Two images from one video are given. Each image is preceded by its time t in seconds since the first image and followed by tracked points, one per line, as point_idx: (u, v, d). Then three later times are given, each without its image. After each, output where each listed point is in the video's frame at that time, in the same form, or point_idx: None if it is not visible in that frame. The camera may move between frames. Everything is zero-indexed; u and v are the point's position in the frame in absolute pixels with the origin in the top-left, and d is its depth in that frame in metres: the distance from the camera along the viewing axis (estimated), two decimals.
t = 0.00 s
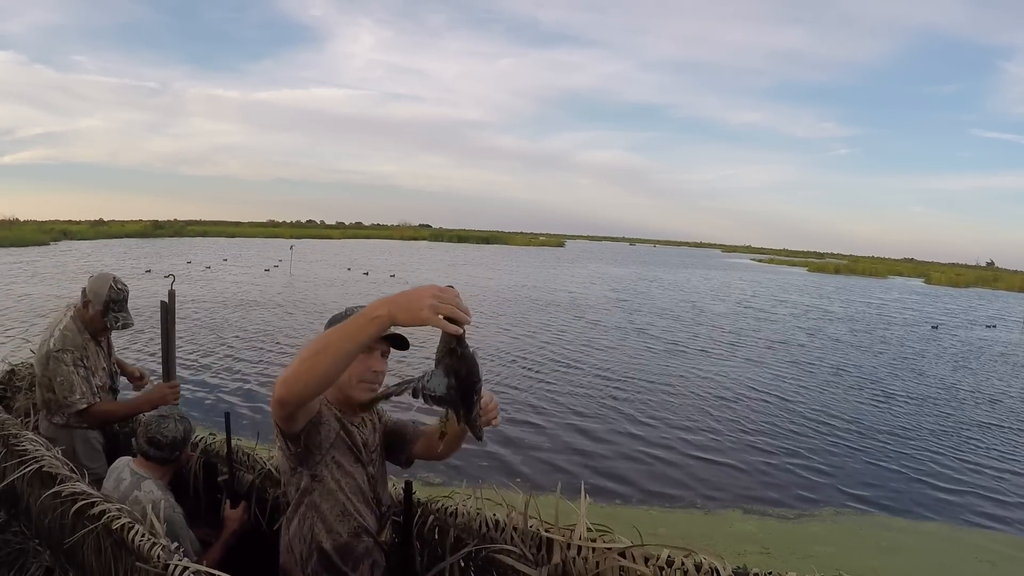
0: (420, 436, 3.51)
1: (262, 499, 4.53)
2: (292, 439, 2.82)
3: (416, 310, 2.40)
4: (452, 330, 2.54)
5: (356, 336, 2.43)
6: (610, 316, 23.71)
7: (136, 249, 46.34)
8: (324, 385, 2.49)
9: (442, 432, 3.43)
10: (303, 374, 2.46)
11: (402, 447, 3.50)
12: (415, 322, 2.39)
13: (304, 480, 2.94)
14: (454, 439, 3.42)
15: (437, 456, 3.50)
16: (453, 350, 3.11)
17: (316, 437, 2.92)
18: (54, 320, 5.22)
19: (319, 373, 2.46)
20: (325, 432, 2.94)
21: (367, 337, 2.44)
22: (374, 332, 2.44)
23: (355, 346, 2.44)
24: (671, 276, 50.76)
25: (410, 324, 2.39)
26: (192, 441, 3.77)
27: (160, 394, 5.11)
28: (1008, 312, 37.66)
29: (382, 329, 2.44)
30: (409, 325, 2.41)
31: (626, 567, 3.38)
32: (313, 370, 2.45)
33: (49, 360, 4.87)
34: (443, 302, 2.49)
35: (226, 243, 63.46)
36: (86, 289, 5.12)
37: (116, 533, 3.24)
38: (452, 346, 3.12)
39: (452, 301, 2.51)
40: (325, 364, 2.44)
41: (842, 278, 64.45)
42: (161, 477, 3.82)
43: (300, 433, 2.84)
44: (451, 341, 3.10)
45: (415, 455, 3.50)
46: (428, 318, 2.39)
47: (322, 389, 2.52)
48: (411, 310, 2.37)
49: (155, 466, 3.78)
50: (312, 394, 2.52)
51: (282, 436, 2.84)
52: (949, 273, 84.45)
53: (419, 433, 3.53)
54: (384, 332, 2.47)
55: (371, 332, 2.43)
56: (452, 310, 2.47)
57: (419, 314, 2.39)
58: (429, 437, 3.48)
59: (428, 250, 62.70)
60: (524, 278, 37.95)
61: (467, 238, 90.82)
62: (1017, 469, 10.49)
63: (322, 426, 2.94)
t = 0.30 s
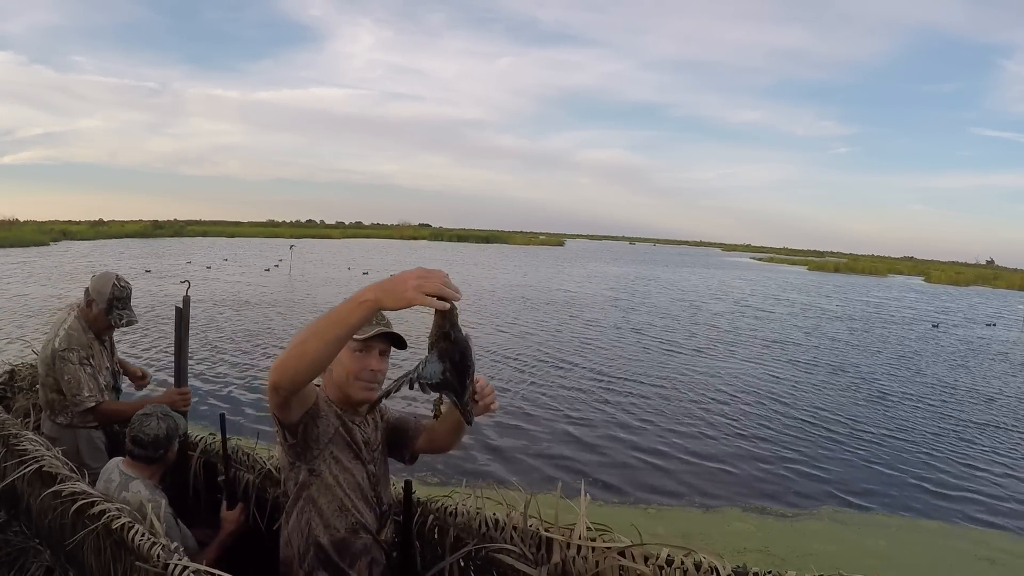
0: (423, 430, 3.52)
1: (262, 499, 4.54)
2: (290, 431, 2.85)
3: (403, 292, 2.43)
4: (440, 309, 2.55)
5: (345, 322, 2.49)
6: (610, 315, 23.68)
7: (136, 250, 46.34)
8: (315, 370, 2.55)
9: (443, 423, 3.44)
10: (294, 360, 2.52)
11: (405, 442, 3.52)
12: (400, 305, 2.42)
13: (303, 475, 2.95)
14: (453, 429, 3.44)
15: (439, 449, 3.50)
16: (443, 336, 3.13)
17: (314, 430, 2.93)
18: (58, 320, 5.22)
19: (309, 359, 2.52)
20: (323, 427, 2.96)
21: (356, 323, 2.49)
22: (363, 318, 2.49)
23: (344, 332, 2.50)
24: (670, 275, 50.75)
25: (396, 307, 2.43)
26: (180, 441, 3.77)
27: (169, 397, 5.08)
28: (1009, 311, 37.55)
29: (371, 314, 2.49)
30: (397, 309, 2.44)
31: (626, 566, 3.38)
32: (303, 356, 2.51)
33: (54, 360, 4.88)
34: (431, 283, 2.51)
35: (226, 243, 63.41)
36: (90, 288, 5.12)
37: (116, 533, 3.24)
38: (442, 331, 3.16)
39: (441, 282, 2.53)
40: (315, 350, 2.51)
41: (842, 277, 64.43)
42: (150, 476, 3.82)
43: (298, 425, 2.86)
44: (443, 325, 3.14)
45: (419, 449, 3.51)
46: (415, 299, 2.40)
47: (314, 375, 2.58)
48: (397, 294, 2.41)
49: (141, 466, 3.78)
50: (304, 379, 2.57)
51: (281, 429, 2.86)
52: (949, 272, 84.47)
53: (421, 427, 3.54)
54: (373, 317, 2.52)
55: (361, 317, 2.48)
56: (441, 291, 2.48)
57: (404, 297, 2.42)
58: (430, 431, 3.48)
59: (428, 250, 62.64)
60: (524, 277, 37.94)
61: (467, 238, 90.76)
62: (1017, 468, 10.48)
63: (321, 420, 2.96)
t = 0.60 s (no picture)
0: (422, 426, 3.54)
1: (261, 500, 4.54)
2: (291, 426, 2.87)
3: (388, 267, 2.49)
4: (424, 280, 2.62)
5: (336, 302, 2.54)
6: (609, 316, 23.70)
7: (136, 252, 46.38)
8: (315, 354, 2.58)
9: (440, 414, 3.45)
10: (293, 346, 2.55)
11: (406, 439, 3.54)
12: (390, 278, 2.48)
13: (302, 471, 2.97)
14: (450, 418, 3.43)
15: (439, 442, 3.51)
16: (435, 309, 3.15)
17: (314, 426, 2.95)
18: (61, 323, 5.22)
19: (306, 343, 2.54)
20: (323, 423, 2.98)
21: (348, 303, 2.54)
22: (353, 297, 2.53)
23: (338, 313, 2.54)
24: (670, 275, 50.75)
25: (386, 281, 2.48)
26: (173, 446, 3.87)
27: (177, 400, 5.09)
28: (1007, 310, 37.63)
29: (360, 295, 2.54)
30: (385, 285, 2.49)
31: (625, 566, 3.39)
32: (301, 340, 2.54)
33: (62, 362, 4.90)
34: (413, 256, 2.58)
35: (225, 245, 63.38)
36: (93, 291, 5.12)
37: (116, 534, 3.26)
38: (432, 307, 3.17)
39: (422, 254, 2.60)
40: (313, 333, 2.54)
41: (841, 277, 64.41)
42: (140, 479, 3.94)
43: (299, 420, 2.88)
44: (433, 301, 3.15)
45: (420, 445, 3.53)
46: (400, 272, 2.47)
47: (314, 360, 2.60)
48: (383, 269, 2.47)
49: (132, 471, 3.91)
50: (305, 365, 2.59)
51: (282, 424, 2.88)
52: (948, 271, 84.53)
53: (421, 423, 3.56)
54: (363, 296, 2.57)
55: (351, 296, 2.53)
56: (422, 261, 2.56)
57: (393, 270, 2.48)
58: (430, 425, 3.49)
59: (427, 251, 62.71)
60: (524, 278, 37.96)
61: (467, 239, 90.80)
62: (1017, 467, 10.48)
63: (321, 416, 2.98)
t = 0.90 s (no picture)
0: (420, 425, 3.55)
1: (261, 501, 4.54)
2: (290, 425, 2.86)
3: (383, 265, 2.50)
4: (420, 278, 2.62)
5: (334, 300, 2.54)
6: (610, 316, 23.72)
7: (136, 253, 46.40)
8: (313, 353, 2.58)
9: (437, 412, 3.45)
10: (292, 345, 2.55)
11: (405, 438, 3.55)
12: (386, 276, 2.48)
13: (302, 470, 2.98)
14: (448, 416, 3.42)
15: (437, 440, 3.52)
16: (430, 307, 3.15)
17: (314, 424, 2.96)
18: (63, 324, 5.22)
19: (304, 342, 2.55)
20: (323, 422, 2.99)
21: (345, 301, 2.54)
22: (350, 294, 2.54)
23: (335, 311, 2.54)
24: (670, 275, 50.76)
25: (382, 279, 2.49)
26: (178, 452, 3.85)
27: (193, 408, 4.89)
28: (1006, 308, 37.73)
29: (356, 292, 2.54)
30: (380, 283, 2.50)
31: (623, 566, 3.40)
32: (299, 339, 2.55)
33: (69, 364, 4.90)
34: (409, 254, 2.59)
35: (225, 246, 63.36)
36: (94, 289, 5.13)
37: (116, 535, 3.26)
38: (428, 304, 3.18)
39: (417, 252, 2.60)
40: (312, 331, 2.54)
41: (841, 275, 64.39)
42: (133, 483, 3.96)
43: (298, 418, 2.88)
44: (428, 299, 3.16)
45: (419, 444, 3.54)
46: (394, 269, 2.47)
47: (313, 358, 2.60)
48: (378, 267, 2.48)
49: (129, 471, 3.94)
50: (304, 363, 2.59)
51: (281, 422, 2.89)
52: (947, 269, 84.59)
53: (418, 422, 3.57)
54: (360, 294, 2.57)
55: (348, 293, 2.53)
56: (418, 259, 2.57)
57: (388, 268, 2.49)
58: (428, 423, 3.50)
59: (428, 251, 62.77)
60: (524, 278, 37.98)
61: (466, 240, 90.85)
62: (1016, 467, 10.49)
63: (320, 414, 2.99)
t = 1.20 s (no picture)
0: (426, 422, 3.53)
1: (262, 498, 4.51)
2: (295, 420, 2.84)
3: (394, 263, 2.52)
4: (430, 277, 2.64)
5: (345, 296, 2.53)
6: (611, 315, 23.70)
7: (136, 248, 46.34)
8: (321, 349, 2.56)
9: (447, 410, 3.45)
10: (300, 340, 2.52)
11: (410, 434, 3.51)
12: (399, 275, 2.50)
13: (307, 465, 2.95)
14: (458, 415, 3.43)
15: (444, 438, 3.50)
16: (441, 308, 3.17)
17: (319, 419, 2.93)
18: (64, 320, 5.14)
19: (313, 338, 2.52)
20: (328, 417, 2.96)
21: (356, 298, 2.53)
22: (362, 293, 2.53)
23: (346, 308, 2.53)
24: (671, 275, 50.70)
25: (395, 279, 2.51)
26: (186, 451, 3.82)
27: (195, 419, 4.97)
28: (1007, 312, 37.71)
29: (367, 292, 2.54)
30: (393, 281, 2.52)
31: (629, 565, 3.37)
32: (308, 335, 2.52)
33: (76, 356, 4.86)
34: (421, 253, 2.60)
35: (226, 241, 63.30)
36: (94, 279, 5.10)
37: (119, 530, 3.22)
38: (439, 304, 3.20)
39: (428, 251, 2.62)
40: (322, 327, 2.51)
41: (842, 277, 64.33)
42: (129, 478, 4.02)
43: (303, 414, 2.85)
44: (439, 298, 3.18)
45: (425, 440, 3.51)
46: (407, 266, 2.50)
47: (321, 354, 2.57)
48: (390, 264, 2.49)
49: (121, 466, 3.99)
50: (311, 359, 2.57)
51: (286, 418, 2.86)
52: (948, 273, 84.55)
53: (424, 418, 3.54)
54: (371, 292, 2.56)
55: (360, 291, 2.52)
56: (429, 256, 2.58)
57: (402, 267, 2.50)
58: (435, 421, 3.49)
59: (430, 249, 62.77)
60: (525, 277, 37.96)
61: (467, 238, 90.85)
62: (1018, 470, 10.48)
63: (326, 410, 2.96)
